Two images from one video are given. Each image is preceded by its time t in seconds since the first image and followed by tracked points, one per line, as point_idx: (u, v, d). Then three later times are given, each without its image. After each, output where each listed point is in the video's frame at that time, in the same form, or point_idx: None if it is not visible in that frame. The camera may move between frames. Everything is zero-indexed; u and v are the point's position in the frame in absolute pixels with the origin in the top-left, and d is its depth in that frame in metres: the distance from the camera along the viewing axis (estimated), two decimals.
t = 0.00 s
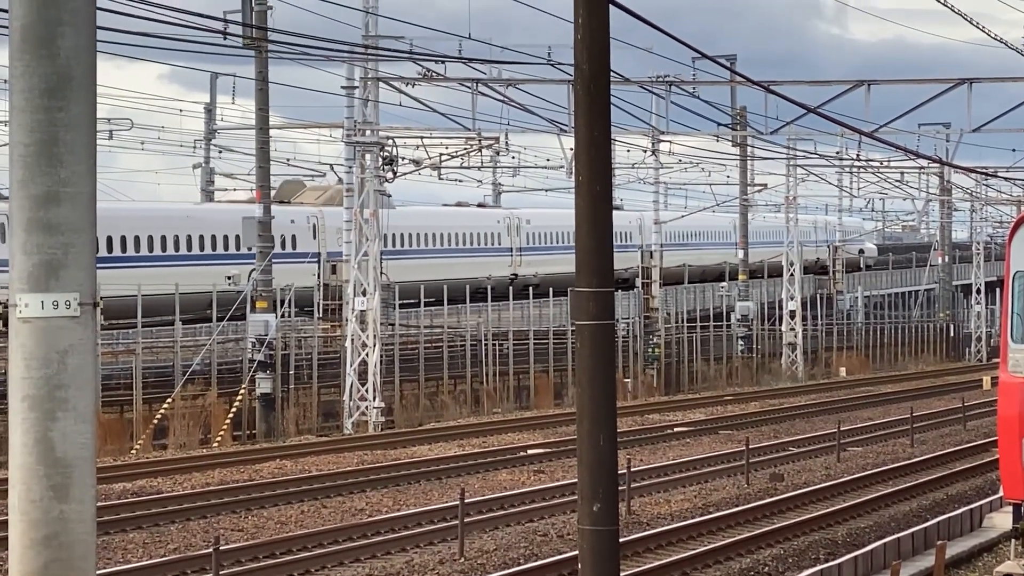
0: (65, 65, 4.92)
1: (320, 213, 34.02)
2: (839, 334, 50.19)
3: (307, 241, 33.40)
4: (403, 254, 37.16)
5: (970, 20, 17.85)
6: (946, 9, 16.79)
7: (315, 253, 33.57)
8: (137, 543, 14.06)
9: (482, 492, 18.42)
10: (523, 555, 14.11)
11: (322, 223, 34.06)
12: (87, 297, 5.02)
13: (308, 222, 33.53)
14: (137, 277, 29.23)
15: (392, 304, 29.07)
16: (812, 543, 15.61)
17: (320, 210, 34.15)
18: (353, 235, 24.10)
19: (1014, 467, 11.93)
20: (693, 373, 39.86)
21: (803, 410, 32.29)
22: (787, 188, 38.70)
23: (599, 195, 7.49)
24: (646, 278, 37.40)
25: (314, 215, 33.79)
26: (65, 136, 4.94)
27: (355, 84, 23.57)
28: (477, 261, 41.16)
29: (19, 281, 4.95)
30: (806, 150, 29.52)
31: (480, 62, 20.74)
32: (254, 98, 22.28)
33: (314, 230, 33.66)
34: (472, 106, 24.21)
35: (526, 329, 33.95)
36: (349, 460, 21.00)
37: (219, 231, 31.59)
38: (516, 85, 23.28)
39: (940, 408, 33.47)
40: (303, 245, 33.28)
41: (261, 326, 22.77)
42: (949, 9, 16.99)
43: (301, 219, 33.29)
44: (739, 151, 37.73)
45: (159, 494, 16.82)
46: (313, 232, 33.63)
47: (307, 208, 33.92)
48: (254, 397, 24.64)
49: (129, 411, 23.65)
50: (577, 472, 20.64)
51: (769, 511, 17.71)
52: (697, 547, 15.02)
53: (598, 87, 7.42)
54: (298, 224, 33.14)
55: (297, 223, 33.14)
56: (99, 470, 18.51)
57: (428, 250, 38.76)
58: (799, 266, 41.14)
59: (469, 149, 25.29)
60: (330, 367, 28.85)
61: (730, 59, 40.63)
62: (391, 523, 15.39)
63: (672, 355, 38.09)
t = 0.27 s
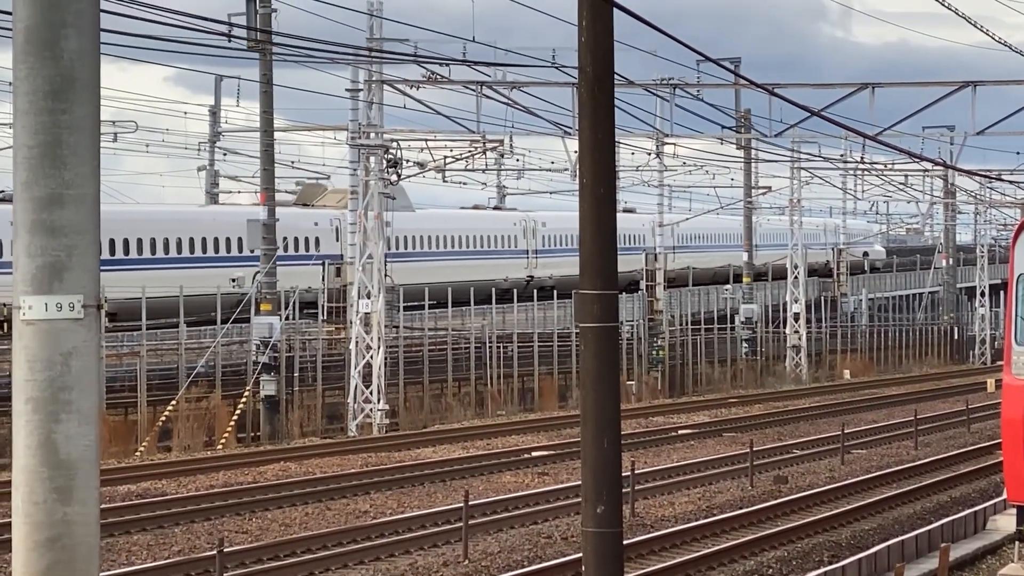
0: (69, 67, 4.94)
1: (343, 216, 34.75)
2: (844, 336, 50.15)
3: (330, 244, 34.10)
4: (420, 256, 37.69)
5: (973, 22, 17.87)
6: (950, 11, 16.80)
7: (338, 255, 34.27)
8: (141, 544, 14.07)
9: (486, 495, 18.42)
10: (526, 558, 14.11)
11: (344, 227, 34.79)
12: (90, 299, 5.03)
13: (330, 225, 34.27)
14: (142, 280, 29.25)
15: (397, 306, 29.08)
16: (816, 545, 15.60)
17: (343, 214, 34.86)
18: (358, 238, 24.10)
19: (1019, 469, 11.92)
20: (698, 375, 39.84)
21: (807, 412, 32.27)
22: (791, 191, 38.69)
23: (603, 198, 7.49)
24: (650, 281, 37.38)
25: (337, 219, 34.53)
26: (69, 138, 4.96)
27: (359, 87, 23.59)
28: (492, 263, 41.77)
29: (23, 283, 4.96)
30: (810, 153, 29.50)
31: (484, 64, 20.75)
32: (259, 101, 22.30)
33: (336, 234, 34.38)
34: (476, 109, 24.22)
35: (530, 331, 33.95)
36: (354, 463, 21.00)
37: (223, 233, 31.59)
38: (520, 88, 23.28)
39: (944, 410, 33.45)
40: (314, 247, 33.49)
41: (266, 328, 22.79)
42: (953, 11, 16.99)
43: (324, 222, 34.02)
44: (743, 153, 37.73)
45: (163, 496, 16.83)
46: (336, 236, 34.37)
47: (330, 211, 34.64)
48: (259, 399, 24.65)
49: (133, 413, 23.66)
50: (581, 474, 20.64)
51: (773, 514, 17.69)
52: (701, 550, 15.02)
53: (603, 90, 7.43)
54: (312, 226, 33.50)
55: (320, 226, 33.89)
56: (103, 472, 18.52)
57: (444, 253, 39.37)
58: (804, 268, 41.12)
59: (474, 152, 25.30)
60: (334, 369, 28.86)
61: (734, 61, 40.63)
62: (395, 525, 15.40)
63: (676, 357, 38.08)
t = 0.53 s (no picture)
0: (75, 67, 4.93)
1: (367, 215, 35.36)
2: (850, 336, 50.08)
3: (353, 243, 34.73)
4: (439, 256, 38.16)
5: (979, 20, 17.83)
6: (956, 9, 16.75)
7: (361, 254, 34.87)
8: (147, 544, 14.07)
9: (492, 494, 18.39)
10: (533, 557, 14.08)
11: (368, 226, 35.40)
12: (96, 298, 5.02)
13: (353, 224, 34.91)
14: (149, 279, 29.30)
15: (403, 306, 29.07)
16: (822, 544, 15.56)
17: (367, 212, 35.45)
18: (364, 237, 24.08)
19: None
20: (704, 375, 39.81)
21: (814, 411, 32.23)
22: (798, 190, 38.64)
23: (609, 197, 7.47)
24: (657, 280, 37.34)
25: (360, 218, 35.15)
26: (74, 137, 4.94)
27: (366, 86, 23.58)
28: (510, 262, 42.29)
29: (28, 282, 4.96)
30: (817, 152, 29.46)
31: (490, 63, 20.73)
32: (265, 100, 22.28)
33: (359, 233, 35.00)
34: (482, 108, 24.19)
35: (537, 331, 33.94)
36: (360, 462, 20.99)
37: (229, 232, 31.59)
38: (527, 87, 23.25)
39: (951, 410, 33.39)
40: (320, 246, 33.49)
41: (272, 327, 22.79)
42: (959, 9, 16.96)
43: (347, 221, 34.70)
44: (750, 153, 37.68)
45: (169, 496, 16.82)
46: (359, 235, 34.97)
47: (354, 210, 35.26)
48: (265, 399, 24.64)
49: (139, 412, 23.66)
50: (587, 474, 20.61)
51: (779, 513, 17.65)
52: (708, 549, 14.98)
53: (609, 89, 7.40)
54: (320, 226, 33.52)
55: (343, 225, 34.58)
56: (109, 471, 18.51)
57: (463, 252, 39.90)
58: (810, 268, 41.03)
59: (480, 151, 25.28)
60: (340, 368, 28.86)
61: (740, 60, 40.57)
62: (402, 525, 15.38)
63: (683, 356, 38.04)
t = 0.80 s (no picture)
0: (85, 63, 4.92)
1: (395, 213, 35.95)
2: (861, 332, 49.99)
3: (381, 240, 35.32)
4: (462, 253, 38.57)
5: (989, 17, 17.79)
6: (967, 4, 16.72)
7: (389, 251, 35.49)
8: (158, 540, 14.09)
9: (503, 491, 18.38)
10: (543, 553, 14.07)
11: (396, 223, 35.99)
12: (107, 294, 5.01)
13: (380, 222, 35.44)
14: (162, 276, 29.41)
15: (414, 303, 29.06)
16: (833, 541, 15.53)
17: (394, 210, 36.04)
18: (374, 234, 24.07)
19: None
20: (715, 371, 39.75)
21: (825, 408, 32.16)
22: (808, 187, 38.56)
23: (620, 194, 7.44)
24: (667, 277, 37.29)
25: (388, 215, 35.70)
26: (85, 133, 4.94)
27: (376, 83, 23.57)
28: (533, 258, 42.70)
29: (39, 278, 4.95)
30: (828, 148, 29.36)
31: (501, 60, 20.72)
32: (276, 96, 22.28)
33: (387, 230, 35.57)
34: (493, 104, 24.17)
35: (548, 327, 33.91)
36: (370, 459, 21.00)
37: (241, 229, 31.63)
38: (538, 84, 23.22)
39: (962, 407, 33.31)
40: (331, 243, 33.51)
41: (282, 324, 22.80)
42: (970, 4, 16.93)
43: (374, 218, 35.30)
44: (761, 149, 37.60)
45: (180, 492, 16.84)
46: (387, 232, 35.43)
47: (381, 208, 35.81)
48: (276, 395, 24.65)
49: (150, 409, 23.69)
50: (598, 470, 20.59)
51: (790, 510, 17.60)
52: (719, 545, 14.96)
53: (620, 85, 7.38)
54: (330, 223, 33.51)
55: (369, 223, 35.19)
56: (120, 467, 18.54)
57: (486, 248, 40.41)
58: (821, 265, 40.94)
59: (490, 147, 25.27)
60: (351, 365, 28.86)
61: (751, 57, 40.49)
62: (412, 521, 15.37)
63: (693, 353, 37.98)
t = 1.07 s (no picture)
0: (100, 59, 4.93)
1: (425, 209, 37.11)
2: (875, 328, 49.84)
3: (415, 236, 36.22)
4: (491, 248, 39.39)
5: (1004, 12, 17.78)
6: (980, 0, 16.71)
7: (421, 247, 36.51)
8: (173, 536, 14.11)
9: (517, 487, 18.37)
10: (558, 550, 14.05)
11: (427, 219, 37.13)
12: (122, 290, 5.04)
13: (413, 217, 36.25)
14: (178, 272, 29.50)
15: (428, 299, 29.03)
16: (848, 537, 15.47)
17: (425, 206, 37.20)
18: (388, 230, 24.06)
19: None
20: (729, 367, 39.67)
21: (839, 404, 32.07)
22: (823, 183, 38.44)
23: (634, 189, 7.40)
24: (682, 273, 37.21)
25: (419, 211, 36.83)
26: (100, 130, 4.95)
27: (390, 79, 23.57)
28: (561, 254, 43.11)
29: (54, 275, 4.97)
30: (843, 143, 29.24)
31: (515, 56, 20.70)
32: (290, 93, 22.29)
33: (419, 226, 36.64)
34: (507, 101, 24.15)
35: (562, 323, 33.88)
36: (385, 455, 21.00)
37: (255, 226, 31.68)
38: (552, 80, 23.18)
39: (977, 403, 33.19)
40: (345, 239, 33.53)
41: (297, 321, 22.82)
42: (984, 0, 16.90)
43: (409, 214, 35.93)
44: (775, 145, 37.51)
45: (195, 488, 16.88)
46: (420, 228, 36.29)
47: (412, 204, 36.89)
48: (290, 391, 24.67)
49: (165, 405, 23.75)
50: (612, 466, 20.55)
51: (804, 506, 17.54)
52: (734, 542, 14.92)
53: (634, 80, 7.33)
54: (344, 219, 33.52)
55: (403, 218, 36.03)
56: (135, 463, 18.57)
57: (515, 244, 41.18)
58: (836, 261, 40.79)
59: (504, 143, 25.24)
60: (365, 361, 28.87)
61: (765, 52, 40.36)
62: (427, 518, 15.36)
63: (708, 349, 37.91)
